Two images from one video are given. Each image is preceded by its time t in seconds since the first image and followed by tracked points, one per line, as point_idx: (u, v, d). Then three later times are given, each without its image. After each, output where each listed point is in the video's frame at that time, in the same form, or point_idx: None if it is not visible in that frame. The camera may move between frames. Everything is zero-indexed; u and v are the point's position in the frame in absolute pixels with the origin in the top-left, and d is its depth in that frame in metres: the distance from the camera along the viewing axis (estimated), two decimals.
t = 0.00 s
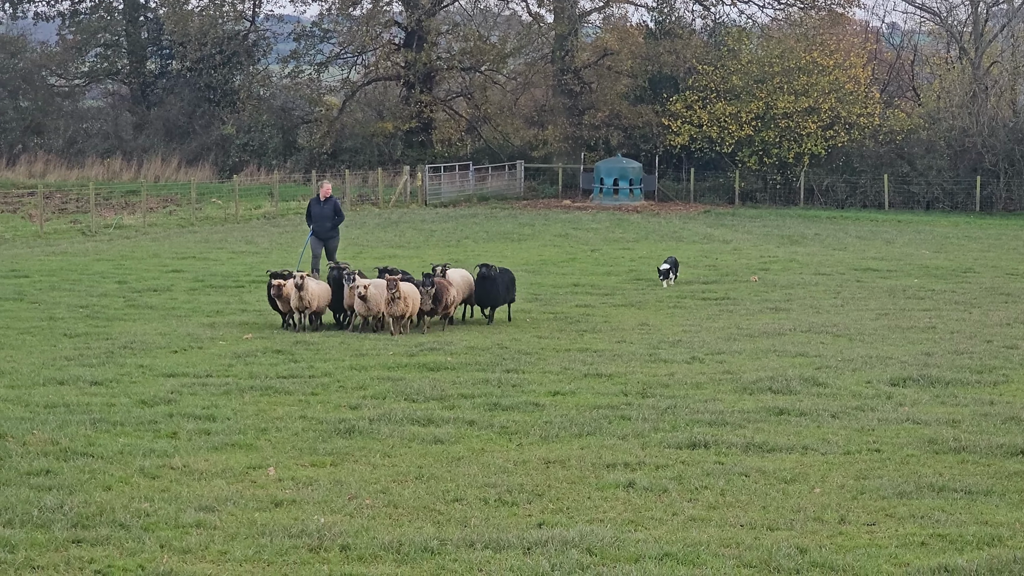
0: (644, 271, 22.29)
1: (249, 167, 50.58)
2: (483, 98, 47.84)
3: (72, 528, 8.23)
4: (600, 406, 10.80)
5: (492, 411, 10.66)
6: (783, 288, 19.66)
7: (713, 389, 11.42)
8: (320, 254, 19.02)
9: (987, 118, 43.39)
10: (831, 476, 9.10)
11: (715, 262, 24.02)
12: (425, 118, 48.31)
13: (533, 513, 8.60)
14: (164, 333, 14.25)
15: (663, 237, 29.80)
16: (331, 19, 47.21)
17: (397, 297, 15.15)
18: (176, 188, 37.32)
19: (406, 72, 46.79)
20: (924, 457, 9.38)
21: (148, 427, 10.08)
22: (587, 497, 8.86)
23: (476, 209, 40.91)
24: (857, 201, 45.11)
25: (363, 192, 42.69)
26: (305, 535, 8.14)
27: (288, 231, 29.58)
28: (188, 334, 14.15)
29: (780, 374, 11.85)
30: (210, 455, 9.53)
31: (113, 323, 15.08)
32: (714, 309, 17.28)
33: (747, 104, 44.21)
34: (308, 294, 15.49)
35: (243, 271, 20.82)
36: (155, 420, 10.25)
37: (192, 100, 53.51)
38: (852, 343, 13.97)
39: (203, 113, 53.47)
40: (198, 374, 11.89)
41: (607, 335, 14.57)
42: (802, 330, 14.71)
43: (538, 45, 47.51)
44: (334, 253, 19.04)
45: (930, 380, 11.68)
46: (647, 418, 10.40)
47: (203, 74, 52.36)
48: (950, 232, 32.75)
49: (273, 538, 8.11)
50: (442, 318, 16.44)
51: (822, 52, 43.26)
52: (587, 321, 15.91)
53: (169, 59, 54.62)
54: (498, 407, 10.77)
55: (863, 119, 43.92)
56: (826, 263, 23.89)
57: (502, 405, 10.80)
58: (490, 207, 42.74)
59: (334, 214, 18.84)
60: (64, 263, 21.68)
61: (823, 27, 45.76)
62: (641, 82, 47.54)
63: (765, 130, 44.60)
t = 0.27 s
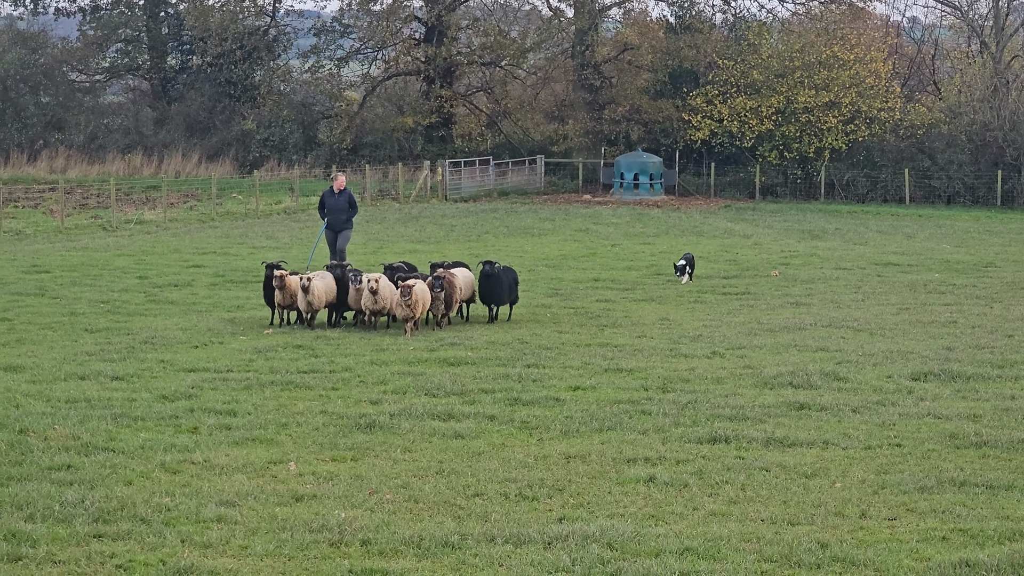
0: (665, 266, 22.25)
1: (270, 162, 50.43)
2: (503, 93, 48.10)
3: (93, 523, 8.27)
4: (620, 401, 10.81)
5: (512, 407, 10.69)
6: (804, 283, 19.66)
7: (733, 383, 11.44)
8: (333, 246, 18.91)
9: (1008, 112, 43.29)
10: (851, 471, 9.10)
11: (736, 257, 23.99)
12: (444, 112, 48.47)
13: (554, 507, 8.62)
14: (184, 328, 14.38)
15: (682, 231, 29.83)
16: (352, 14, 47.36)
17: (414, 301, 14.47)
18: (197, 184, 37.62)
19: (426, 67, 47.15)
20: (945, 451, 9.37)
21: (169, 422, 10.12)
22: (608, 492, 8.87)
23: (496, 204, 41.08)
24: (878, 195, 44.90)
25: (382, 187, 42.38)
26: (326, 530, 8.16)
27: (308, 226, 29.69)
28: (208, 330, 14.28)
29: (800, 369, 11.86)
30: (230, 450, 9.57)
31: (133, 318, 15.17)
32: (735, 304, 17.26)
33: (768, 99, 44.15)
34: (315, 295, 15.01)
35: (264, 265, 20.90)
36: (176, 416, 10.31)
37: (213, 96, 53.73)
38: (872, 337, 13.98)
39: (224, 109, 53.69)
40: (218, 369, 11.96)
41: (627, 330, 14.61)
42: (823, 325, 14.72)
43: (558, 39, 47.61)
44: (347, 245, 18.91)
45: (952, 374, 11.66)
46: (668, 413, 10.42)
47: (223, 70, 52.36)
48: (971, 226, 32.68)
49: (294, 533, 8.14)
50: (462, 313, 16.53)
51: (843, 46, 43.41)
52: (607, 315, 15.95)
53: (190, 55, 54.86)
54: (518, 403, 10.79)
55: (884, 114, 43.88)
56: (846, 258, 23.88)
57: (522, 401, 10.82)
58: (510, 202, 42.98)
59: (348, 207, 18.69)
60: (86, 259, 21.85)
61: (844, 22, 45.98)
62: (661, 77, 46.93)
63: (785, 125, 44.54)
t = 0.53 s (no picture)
0: (688, 261, 22.28)
1: (294, 157, 50.47)
2: (527, 87, 48.36)
3: (118, 517, 8.30)
4: (644, 395, 10.83)
5: (536, 401, 10.72)
6: (828, 277, 19.65)
7: (757, 377, 11.46)
8: (350, 246, 18.83)
9: None
10: (876, 465, 9.09)
11: (760, 251, 24.00)
12: (469, 107, 49.10)
13: (579, 502, 8.62)
14: (209, 323, 14.57)
15: (706, 226, 29.89)
16: (376, 9, 48.32)
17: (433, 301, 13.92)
18: (222, 179, 38.05)
19: (449, 61, 47.59)
20: (970, 446, 9.36)
21: (193, 417, 10.18)
22: (633, 486, 8.88)
23: (520, 198, 41.34)
24: (902, 189, 44.41)
25: (407, 181, 42.65)
26: (351, 524, 8.17)
27: (332, 221, 29.87)
28: (233, 324, 14.51)
29: (824, 364, 11.87)
30: (254, 444, 9.60)
31: (158, 312, 15.29)
32: (759, 298, 17.29)
33: (792, 92, 43.93)
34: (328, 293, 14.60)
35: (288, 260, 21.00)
36: (200, 410, 10.36)
37: (236, 91, 54.21)
38: (897, 331, 13.98)
39: (248, 104, 54.08)
40: (243, 362, 12.06)
41: (651, 324, 14.66)
42: (847, 320, 14.74)
43: (581, 33, 48.69)
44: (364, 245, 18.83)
45: (977, 369, 11.65)
46: (692, 407, 10.43)
47: (247, 64, 52.87)
48: (994, 220, 32.56)
49: (319, 527, 8.15)
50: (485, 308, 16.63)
51: (868, 39, 42.85)
52: (631, 310, 15.99)
53: (214, 50, 55.30)
54: (542, 397, 10.82)
55: (909, 108, 43.45)
56: (870, 252, 23.83)
57: (546, 395, 10.86)
58: (534, 195, 43.33)
59: (367, 207, 18.61)
60: (110, 253, 22.05)
61: (868, 16, 44.25)
62: (685, 70, 47.35)
63: (810, 119, 44.23)
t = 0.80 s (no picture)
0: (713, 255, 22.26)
1: (319, 151, 51.34)
2: (552, 81, 49.04)
3: (143, 510, 8.33)
4: (669, 390, 10.87)
5: (562, 394, 10.78)
6: (853, 272, 19.66)
7: (782, 371, 11.50)
8: (370, 238, 18.83)
9: None
10: (901, 459, 9.09)
11: (785, 245, 23.95)
12: (494, 102, 49.36)
13: (604, 496, 8.63)
14: (235, 318, 14.80)
15: (729, 220, 29.92)
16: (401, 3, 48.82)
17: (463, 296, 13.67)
18: (246, 173, 38.44)
19: (475, 56, 48.37)
20: (997, 440, 9.35)
21: (219, 411, 10.25)
22: (658, 480, 8.89)
23: (545, 192, 41.56)
24: (928, 182, 44.30)
25: (432, 176, 42.81)
26: (377, 518, 8.20)
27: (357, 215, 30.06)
28: (258, 319, 14.76)
29: (850, 358, 11.89)
30: (280, 438, 9.64)
31: (183, 306, 15.55)
32: (784, 292, 17.29)
33: (817, 87, 43.47)
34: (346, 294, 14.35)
35: (314, 255, 21.16)
36: (225, 404, 10.44)
37: (262, 86, 53.72)
38: (922, 326, 14.00)
39: (273, 98, 53.70)
40: (268, 357, 12.20)
41: (676, 318, 14.75)
42: (872, 314, 14.78)
43: (606, 28, 48.66)
44: (385, 237, 18.83)
45: (1004, 363, 11.63)
46: (717, 402, 10.47)
47: (272, 59, 52.90)
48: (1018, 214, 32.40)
49: (344, 520, 8.18)
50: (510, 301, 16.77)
51: (894, 32, 42.11)
52: (656, 304, 16.07)
53: (240, 44, 55.28)
54: (567, 391, 10.88)
55: (934, 101, 42.79)
56: (895, 246, 23.76)
57: (571, 389, 10.91)
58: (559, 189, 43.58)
59: (386, 198, 18.61)
60: (136, 248, 22.31)
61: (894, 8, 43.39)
62: (710, 65, 46.57)
63: (834, 113, 43.78)
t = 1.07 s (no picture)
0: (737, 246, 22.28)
1: (342, 142, 51.56)
2: (575, 73, 48.83)
3: (167, 502, 8.34)
4: (693, 380, 10.94)
5: (586, 385, 10.86)
6: (877, 263, 19.66)
7: (806, 363, 11.55)
8: (387, 235, 18.86)
9: None
10: (926, 451, 9.08)
11: (809, 237, 23.95)
12: (517, 93, 49.45)
13: (628, 488, 8.63)
14: (259, 310, 14.98)
15: (753, 211, 29.93)
16: None
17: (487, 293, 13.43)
18: (271, 165, 38.75)
19: (498, 48, 48.19)
20: (1022, 432, 9.34)
21: (242, 402, 10.32)
22: (681, 472, 8.89)
23: (568, 184, 41.71)
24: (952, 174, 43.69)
25: (455, 168, 42.86)
26: (401, 510, 8.21)
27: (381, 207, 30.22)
28: (279, 311, 14.96)
29: (874, 350, 11.93)
30: (304, 429, 9.68)
31: (207, 298, 15.76)
32: (808, 284, 17.32)
33: (841, 78, 43.13)
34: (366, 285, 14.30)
35: (337, 246, 21.29)
36: (249, 395, 10.51)
37: (285, 77, 53.94)
38: (947, 317, 14.03)
39: (296, 90, 53.87)
40: (292, 348, 12.36)
41: (701, 310, 14.84)
42: (897, 306, 14.81)
43: (630, 20, 49.10)
44: (401, 233, 18.85)
45: None
46: (741, 393, 10.50)
47: (296, 50, 53.06)
48: None
49: (369, 512, 8.20)
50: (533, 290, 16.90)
51: (919, 23, 41.53)
52: (680, 295, 16.15)
53: (264, 36, 55.12)
54: (591, 382, 10.96)
55: (959, 93, 42.38)
56: (920, 238, 23.68)
57: (595, 380, 10.98)
58: (584, 181, 43.73)
59: (402, 194, 18.60)
60: (159, 240, 22.52)
61: None
62: (734, 56, 46.75)
63: (859, 105, 43.53)
